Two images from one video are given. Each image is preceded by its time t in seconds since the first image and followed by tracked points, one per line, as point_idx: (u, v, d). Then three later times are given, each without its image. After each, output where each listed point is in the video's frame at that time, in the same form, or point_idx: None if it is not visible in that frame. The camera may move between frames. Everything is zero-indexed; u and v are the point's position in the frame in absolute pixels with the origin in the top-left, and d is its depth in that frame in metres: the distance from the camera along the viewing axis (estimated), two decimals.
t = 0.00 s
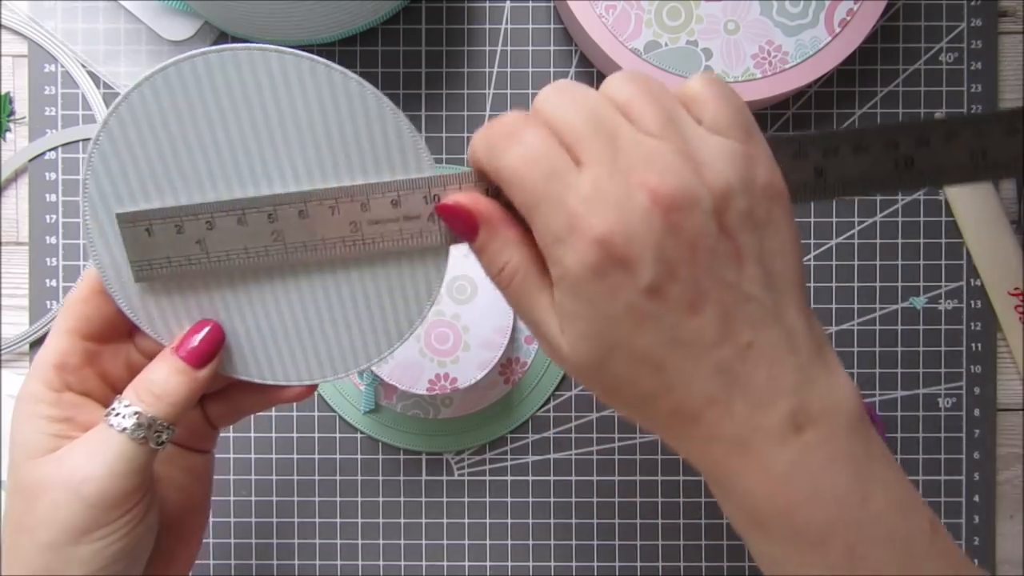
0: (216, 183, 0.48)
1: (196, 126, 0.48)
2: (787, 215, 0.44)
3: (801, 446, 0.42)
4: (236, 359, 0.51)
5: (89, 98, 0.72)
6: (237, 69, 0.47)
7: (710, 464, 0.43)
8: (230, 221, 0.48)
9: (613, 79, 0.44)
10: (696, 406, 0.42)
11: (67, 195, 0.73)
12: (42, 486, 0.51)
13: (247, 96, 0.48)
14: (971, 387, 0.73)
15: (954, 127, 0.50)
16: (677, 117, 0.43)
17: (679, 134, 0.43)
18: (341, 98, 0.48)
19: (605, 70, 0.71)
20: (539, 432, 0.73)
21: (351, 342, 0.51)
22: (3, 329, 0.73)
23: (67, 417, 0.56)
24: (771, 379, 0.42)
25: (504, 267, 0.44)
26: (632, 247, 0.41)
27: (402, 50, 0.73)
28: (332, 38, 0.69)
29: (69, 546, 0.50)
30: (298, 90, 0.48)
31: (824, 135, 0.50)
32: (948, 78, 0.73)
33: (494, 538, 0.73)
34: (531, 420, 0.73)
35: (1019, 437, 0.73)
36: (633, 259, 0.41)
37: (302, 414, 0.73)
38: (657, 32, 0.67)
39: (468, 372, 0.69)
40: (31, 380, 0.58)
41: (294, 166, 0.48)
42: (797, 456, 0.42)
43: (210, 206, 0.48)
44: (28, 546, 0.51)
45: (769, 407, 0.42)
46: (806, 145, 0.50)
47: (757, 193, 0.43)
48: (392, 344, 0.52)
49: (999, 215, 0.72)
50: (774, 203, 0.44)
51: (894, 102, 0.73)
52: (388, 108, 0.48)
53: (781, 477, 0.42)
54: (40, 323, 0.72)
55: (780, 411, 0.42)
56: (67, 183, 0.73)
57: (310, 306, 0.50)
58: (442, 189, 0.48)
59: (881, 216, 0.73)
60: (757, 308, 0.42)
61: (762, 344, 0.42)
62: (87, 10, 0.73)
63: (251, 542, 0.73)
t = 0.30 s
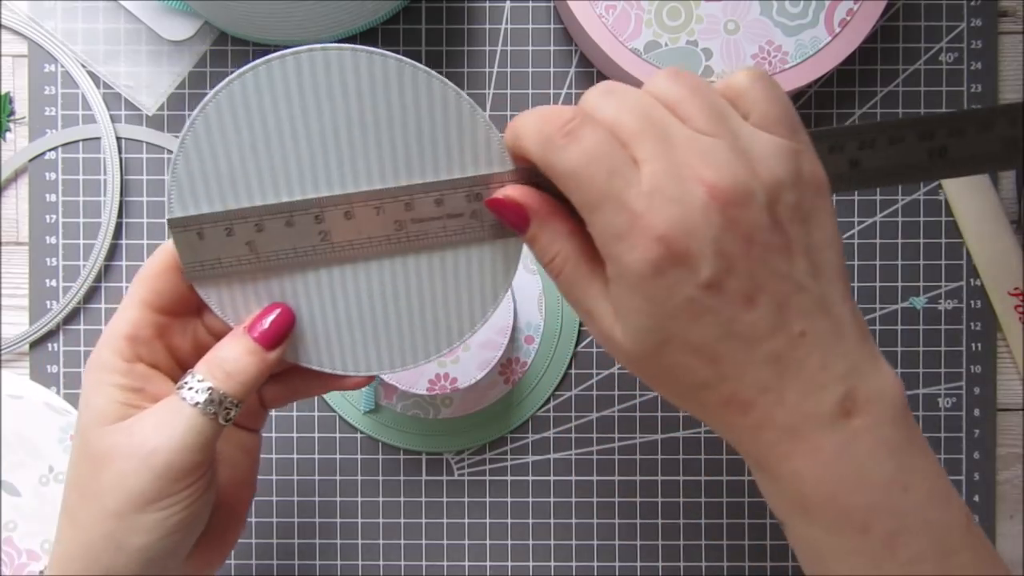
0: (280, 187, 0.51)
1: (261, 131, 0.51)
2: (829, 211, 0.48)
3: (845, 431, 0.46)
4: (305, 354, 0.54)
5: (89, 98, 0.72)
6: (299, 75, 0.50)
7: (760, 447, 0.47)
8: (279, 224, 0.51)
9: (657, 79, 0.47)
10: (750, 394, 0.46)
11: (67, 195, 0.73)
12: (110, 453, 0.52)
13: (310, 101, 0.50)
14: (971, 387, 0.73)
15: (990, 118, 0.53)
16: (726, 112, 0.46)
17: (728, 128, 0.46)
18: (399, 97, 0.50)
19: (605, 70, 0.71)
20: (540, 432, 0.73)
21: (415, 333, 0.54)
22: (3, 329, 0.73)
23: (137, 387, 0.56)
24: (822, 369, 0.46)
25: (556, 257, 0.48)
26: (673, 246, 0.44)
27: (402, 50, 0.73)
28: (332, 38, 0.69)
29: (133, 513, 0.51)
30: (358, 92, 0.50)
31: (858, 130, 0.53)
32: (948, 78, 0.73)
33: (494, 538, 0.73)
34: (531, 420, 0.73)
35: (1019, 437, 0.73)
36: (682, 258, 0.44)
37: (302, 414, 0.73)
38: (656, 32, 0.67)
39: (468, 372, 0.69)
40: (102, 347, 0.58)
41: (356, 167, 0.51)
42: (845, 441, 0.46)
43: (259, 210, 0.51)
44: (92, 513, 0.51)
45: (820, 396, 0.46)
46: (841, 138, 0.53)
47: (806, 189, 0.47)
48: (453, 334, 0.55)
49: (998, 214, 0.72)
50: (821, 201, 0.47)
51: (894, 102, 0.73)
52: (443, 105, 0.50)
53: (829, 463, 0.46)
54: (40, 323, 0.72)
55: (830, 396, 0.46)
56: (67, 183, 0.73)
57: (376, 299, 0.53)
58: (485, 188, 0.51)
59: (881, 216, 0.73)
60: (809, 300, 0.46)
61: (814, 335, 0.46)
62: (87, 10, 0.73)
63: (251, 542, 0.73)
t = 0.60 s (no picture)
0: (288, 183, 0.51)
1: (270, 127, 0.51)
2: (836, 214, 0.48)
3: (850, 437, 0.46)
4: (310, 352, 0.54)
5: (89, 98, 0.72)
6: (309, 73, 0.50)
7: (766, 451, 0.47)
8: (284, 218, 0.51)
9: (665, 79, 0.47)
10: (756, 398, 0.46)
11: (67, 195, 0.73)
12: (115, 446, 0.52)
13: (319, 99, 0.51)
14: (971, 387, 0.73)
15: (1003, 124, 0.54)
16: (737, 114, 0.46)
17: (738, 131, 0.46)
18: (407, 97, 0.51)
19: (604, 69, 0.71)
20: (540, 432, 0.73)
21: (417, 336, 0.55)
22: (3, 329, 0.73)
23: (143, 381, 0.56)
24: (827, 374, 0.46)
25: (565, 250, 0.48)
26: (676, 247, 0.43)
27: (402, 50, 0.72)
28: (332, 38, 0.69)
29: (141, 504, 0.51)
30: (368, 90, 0.51)
31: (871, 132, 0.53)
32: (948, 78, 0.73)
33: (494, 538, 0.73)
34: (532, 419, 0.73)
35: (1019, 437, 0.73)
36: (689, 264, 0.44)
37: (302, 414, 0.73)
38: (656, 32, 0.67)
39: (467, 372, 0.69)
40: (106, 343, 0.57)
41: (363, 165, 0.51)
42: (851, 446, 0.46)
43: (265, 203, 0.51)
44: (100, 506, 0.52)
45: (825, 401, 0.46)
46: (852, 140, 0.54)
47: (814, 192, 0.47)
48: (457, 334, 0.55)
49: (998, 214, 0.72)
50: (829, 205, 0.47)
51: (894, 102, 0.73)
52: (452, 105, 0.51)
53: (834, 467, 0.46)
54: (40, 323, 0.72)
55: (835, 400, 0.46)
56: (67, 183, 0.73)
57: (381, 297, 0.53)
58: (491, 185, 0.51)
59: (881, 216, 0.73)
60: (816, 304, 0.46)
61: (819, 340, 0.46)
62: (87, 10, 0.73)
63: (251, 542, 0.73)
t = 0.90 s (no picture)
0: (286, 183, 0.52)
1: (269, 127, 0.51)
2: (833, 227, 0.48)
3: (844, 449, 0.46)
4: (310, 348, 0.54)
5: (89, 98, 0.72)
6: (308, 74, 0.50)
7: (759, 461, 0.47)
8: (283, 218, 0.52)
9: (666, 88, 0.47)
10: (749, 408, 0.46)
11: (67, 195, 0.73)
12: (122, 443, 0.52)
13: (319, 100, 0.51)
14: (971, 387, 0.73)
15: (999, 141, 0.54)
16: (737, 126, 0.46)
17: (738, 142, 0.46)
18: (408, 100, 0.51)
19: (605, 69, 0.71)
20: (540, 432, 0.73)
21: (419, 332, 0.55)
22: (3, 329, 0.73)
23: (148, 381, 0.56)
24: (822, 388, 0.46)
25: (567, 255, 0.48)
26: (676, 249, 0.43)
27: (402, 50, 0.73)
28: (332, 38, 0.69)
29: (151, 499, 0.51)
30: (368, 92, 0.51)
31: (868, 146, 0.53)
32: (948, 78, 0.73)
33: (494, 538, 0.73)
34: (532, 420, 0.73)
35: (1019, 437, 0.73)
36: (686, 270, 0.44)
37: (302, 414, 0.73)
38: (657, 32, 0.67)
39: (468, 372, 0.69)
40: (111, 343, 0.57)
41: (362, 166, 0.51)
42: (845, 457, 0.46)
43: (265, 204, 0.51)
44: (109, 503, 0.52)
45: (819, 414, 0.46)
46: (848, 154, 0.54)
47: (812, 206, 0.47)
48: (457, 334, 0.55)
49: (999, 214, 0.72)
50: (826, 219, 0.48)
51: (894, 102, 0.73)
52: (452, 109, 0.51)
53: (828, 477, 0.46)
54: (40, 323, 0.72)
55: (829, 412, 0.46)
56: (67, 183, 0.73)
57: (380, 296, 0.53)
58: (489, 189, 0.51)
59: (881, 217, 0.73)
60: (812, 317, 0.46)
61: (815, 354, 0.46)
62: (87, 10, 0.73)
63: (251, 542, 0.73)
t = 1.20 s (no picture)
0: (282, 186, 0.51)
1: (265, 131, 0.51)
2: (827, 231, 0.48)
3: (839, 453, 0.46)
4: (310, 347, 0.54)
5: (89, 98, 0.72)
6: (305, 77, 0.50)
7: (754, 464, 0.47)
8: (278, 222, 0.52)
9: (663, 91, 0.47)
10: (745, 413, 0.46)
11: (67, 195, 0.73)
12: (116, 441, 0.52)
13: (315, 103, 0.50)
14: (971, 387, 0.73)
15: (992, 144, 0.55)
16: (733, 130, 0.46)
17: (734, 146, 0.46)
18: (405, 104, 0.51)
19: (605, 70, 0.71)
20: (540, 432, 0.73)
21: (418, 332, 0.54)
22: (3, 329, 0.73)
23: (145, 380, 0.56)
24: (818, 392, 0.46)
25: (559, 261, 0.48)
26: (673, 251, 0.43)
27: (402, 50, 0.73)
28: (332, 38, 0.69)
29: (141, 498, 0.51)
30: (364, 96, 0.50)
31: (861, 150, 0.53)
32: (948, 78, 0.73)
33: (494, 538, 0.73)
34: (531, 420, 0.73)
35: (1019, 436, 0.73)
36: (682, 275, 0.44)
37: (302, 414, 0.73)
38: (656, 32, 0.67)
39: (467, 372, 0.69)
40: (112, 343, 0.57)
41: (358, 170, 0.51)
42: (838, 462, 0.46)
43: (260, 207, 0.51)
44: (102, 503, 0.52)
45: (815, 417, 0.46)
46: (841, 159, 0.53)
47: (806, 211, 0.47)
48: (454, 337, 0.55)
49: (998, 214, 0.72)
50: (820, 221, 0.48)
51: (894, 102, 0.73)
52: (449, 113, 0.51)
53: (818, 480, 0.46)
54: (40, 323, 0.72)
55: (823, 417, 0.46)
56: (67, 183, 0.73)
57: (377, 298, 0.53)
58: (485, 194, 0.51)
59: (881, 216, 0.73)
60: (808, 321, 0.46)
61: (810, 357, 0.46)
62: (87, 10, 0.73)
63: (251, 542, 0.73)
